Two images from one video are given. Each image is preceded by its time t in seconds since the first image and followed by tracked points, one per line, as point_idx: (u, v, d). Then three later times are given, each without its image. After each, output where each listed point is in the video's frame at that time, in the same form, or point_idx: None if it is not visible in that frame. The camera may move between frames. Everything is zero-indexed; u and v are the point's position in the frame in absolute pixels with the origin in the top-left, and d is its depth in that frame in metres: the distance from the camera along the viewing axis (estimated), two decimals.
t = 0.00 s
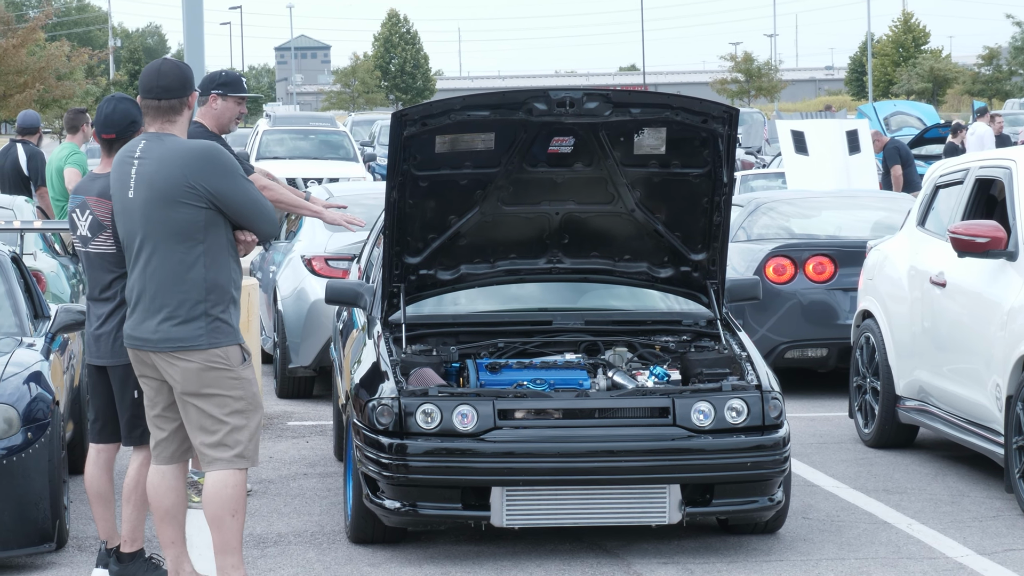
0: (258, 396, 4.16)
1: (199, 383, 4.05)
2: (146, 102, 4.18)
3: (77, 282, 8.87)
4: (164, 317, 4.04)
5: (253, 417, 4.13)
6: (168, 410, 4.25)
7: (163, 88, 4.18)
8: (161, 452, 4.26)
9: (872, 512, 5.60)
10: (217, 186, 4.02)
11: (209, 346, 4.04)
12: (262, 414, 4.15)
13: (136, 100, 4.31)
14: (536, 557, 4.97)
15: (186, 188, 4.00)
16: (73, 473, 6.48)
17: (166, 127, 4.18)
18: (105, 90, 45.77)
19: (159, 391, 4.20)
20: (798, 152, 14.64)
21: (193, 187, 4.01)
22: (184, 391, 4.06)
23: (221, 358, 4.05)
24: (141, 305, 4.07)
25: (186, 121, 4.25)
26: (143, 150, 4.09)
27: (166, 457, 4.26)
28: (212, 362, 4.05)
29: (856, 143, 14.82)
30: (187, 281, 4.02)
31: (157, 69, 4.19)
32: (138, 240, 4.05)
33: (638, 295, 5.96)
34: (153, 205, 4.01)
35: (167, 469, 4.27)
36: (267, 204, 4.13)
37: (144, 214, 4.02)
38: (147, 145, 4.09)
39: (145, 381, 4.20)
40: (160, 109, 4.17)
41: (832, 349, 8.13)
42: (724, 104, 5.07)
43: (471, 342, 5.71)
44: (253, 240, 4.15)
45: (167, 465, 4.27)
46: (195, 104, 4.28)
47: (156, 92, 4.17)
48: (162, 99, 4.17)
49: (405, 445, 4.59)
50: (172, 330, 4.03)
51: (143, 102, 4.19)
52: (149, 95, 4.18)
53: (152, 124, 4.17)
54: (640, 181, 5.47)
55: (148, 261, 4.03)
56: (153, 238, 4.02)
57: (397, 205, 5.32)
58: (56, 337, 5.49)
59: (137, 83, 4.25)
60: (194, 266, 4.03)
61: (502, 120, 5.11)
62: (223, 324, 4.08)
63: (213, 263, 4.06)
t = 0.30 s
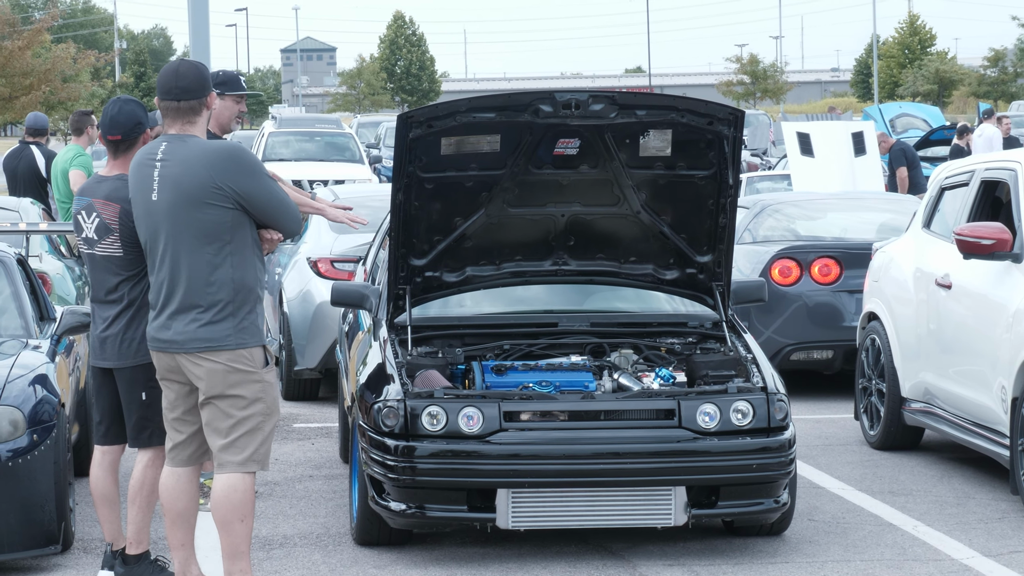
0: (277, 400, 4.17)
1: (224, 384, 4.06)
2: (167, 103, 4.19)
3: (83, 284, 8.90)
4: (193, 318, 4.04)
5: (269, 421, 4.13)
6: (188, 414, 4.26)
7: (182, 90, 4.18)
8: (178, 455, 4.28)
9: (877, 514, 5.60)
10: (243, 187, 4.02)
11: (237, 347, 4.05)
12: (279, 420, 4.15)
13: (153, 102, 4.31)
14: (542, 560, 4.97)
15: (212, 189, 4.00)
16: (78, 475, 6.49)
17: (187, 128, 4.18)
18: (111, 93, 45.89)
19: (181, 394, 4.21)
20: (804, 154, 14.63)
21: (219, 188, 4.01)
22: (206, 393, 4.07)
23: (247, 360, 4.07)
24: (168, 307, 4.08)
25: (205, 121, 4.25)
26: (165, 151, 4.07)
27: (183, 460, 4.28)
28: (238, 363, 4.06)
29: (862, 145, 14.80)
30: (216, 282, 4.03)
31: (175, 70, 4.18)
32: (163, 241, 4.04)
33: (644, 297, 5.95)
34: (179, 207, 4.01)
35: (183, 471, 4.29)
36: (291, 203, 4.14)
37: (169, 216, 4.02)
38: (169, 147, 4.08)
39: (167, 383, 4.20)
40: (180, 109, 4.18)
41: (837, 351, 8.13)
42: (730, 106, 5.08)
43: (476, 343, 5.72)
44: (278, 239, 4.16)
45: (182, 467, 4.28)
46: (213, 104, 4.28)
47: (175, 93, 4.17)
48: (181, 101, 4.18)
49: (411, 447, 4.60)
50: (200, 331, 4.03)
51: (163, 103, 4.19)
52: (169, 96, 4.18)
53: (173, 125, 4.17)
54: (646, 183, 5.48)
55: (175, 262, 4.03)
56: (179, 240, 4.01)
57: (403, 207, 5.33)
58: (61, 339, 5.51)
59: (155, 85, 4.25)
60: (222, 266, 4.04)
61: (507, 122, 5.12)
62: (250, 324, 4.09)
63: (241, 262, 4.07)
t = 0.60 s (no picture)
0: (295, 404, 4.17)
1: (247, 387, 4.05)
2: (188, 107, 4.17)
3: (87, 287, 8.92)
4: (218, 321, 4.05)
5: (287, 424, 4.13)
6: (207, 418, 4.26)
7: (205, 93, 4.15)
8: (195, 457, 4.27)
9: (883, 516, 5.59)
10: (268, 190, 4.03)
11: (262, 349, 4.05)
12: (297, 424, 4.15)
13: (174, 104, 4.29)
14: (547, 562, 4.98)
15: (237, 192, 4.00)
16: (83, 477, 6.51)
17: (210, 132, 4.17)
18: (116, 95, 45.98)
19: (201, 399, 4.21)
20: (809, 156, 14.62)
21: (244, 191, 4.01)
22: (228, 395, 4.06)
23: (271, 363, 4.08)
24: (191, 309, 4.08)
25: (227, 123, 4.23)
26: (188, 154, 4.07)
27: (198, 463, 4.28)
28: (262, 366, 4.06)
29: (867, 148, 14.78)
30: (241, 285, 4.03)
31: (196, 74, 4.15)
32: (187, 244, 4.04)
33: (648, 299, 5.95)
34: (203, 210, 4.01)
35: (197, 474, 4.28)
36: (314, 207, 4.15)
37: (193, 219, 4.02)
38: (192, 150, 4.08)
39: (186, 387, 4.20)
40: (203, 113, 4.16)
41: (842, 354, 8.12)
42: (735, 109, 5.08)
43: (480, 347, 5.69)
44: (300, 242, 4.17)
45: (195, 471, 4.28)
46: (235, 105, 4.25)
47: (198, 98, 4.15)
48: (204, 104, 4.16)
49: (417, 449, 4.60)
50: (225, 333, 4.03)
51: (185, 106, 4.18)
52: (190, 101, 4.16)
53: (196, 129, 4.17)
54: (651, 186, 5.48)
55: (200, 264, 4.03)
56: (204, 243, 4.02)
57: (408, 210, 5.33)
58: (67, 341, 5.51)
59: (175, 88, 4.22)
60: (246, 269, 4.04)
61: (512, 125, 5.13)
62: (274, 327, 4.10)
63: (265, 265, 4.08)
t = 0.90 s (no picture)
0: (306, 407, 4.18)
1: (259, 390, 4.05)
2: (201, 109, 4.16)
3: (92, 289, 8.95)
4: (231, 323, 4.06)
5: (297, 427, 4.14)
6: (218, 420, 4.27)
7: (218, 96, 4.13)
8: (204, 459, 4.28)
9: (888, 519, 5.58)
10: (281, 194, 4.03)
11: (274, 351, 4.06)
12: (307, 427, 4.16)
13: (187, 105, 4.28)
14: (552, 564, 4.98)
15: (250, 196, 4.00)
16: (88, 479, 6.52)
17: (223, 134, 4.17)
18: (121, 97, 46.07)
19: (211, 402, 4.22)
20: (814, 158, 14.61)
21: (257, 195, 4.01)
22: (241, 398, 4.06)
23: (283, 366, 4.08)
24: (203, 312, 4.09)
25: (240, 125, 4.23)
26: (202, 157, 4.08)
27: (207, 464, 4.28)
28: (275, 368, 4.07)
29: (872, 149, 14.77)
30: (253, 288, 4.04)
31: (209, 76, 4.12)
32: (199, 247, 4.05)
33: (653, 301, 5.96)
34: (216, 213, 4.01)
35: (205, 475, 4.29)
36: (327, 211, 4.15)
37: (206, 222, 4.02)
38: (206, 153, 4.08)
39: (196, 390, 4.21)
40: (216, 115, 4.15)
41: (847, 356, 8.11)
42: (740, 110, 5.09)
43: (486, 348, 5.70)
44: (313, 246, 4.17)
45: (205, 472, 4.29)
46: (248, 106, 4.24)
47: (211, 99, 4.13)
48: (217, 106, 4.15)
49: (422, 451, 4.61)
50: (238, 336, 4.04)
51: (199, 108, 4.17)
52: (203, 102, 4.15)
53: (209, 131, 4.16)
54: (656, 188, 5.48)
55: (212, 267, 4.04)
56: (216, 246, 4.02)
57: (412, 212, 5.33)
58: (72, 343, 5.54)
59: (188, 88, 4.20)
60: (258, 272, 4.05)
61: (517, 126, 5.13)
62: (287, 329, 4.11)
63: (277, 269, 4.09)
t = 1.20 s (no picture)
0: (317, 408, 4.19)
1: (271, 392, 4.07)
2: (214, 110, 4.18)
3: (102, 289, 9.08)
4: (242, 326, 4.08)
5: (309, 429, 4.16)
6: (229, 421, 4.29)
7: (229, 96, 4.15)
8: (216, 460, 4.30)
9: (899, 520, 5.58)
10: (292, 198, 4.03)
11: (287, 353, 4.08)
12: (319, 429, 4.18)
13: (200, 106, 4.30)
14: (563, 565, 4.99)
15: (261, 199, 4.01)
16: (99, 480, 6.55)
17: (235, 136, 4.18)
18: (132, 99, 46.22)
19: (223, 403, 4.23)
20: (824, 160, 14.58)
21: (268, 198, 4.02)
22: (252, 400, 4.08)
23: (294, 368, 4.10)
24: (214, 313, 4.11)
25: (253, 127, 4.24)
26: (214, 159, 4.09)
27: (218, 465, 4.30)
28: (287, 370, 4.09)
29: (883, 150, 14.74)
30: (264, 290, 4.06)
31: (222, 77, 4.14)
32: (211, 249, 4.07)
33: (664, 302, 5.97)
34: (227, 216, 4.03)
35: (217, 475, 4.31)
36: (339, 213, 4.15)
37: (217, 224, 4.04)
38: (217, 155, 4.10)
39: (208, 391, 4.23)
40: (228, 116, 4.17)
41: (859, 358, 8.10)
42: (751, 111, 5.09)
43: (497, 350, 5.73)
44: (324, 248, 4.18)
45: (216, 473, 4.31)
46: (261, 107, 4.25)
47: (223, 100, 4.15)
48: (229, 107, 4.16)
49: (434, 453, 4.62)
50: (251, 338, 4.06)
51: (211, 109, 4.19)
52: (216, 103, 4.17)
53: (221, 133, 4.18)
54: (667, 189, 5.49)
55: (224, 270, 4.06)
56: (227, 249, 4.04)
57: (423, 213, 5.34)
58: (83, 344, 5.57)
59: (201, 89, 4.22)
60: (270, 275, 4.07)
61: (527, 128, 5.14)
62: (299, 331, 4.13)
63: (288, 271, 4.10)
